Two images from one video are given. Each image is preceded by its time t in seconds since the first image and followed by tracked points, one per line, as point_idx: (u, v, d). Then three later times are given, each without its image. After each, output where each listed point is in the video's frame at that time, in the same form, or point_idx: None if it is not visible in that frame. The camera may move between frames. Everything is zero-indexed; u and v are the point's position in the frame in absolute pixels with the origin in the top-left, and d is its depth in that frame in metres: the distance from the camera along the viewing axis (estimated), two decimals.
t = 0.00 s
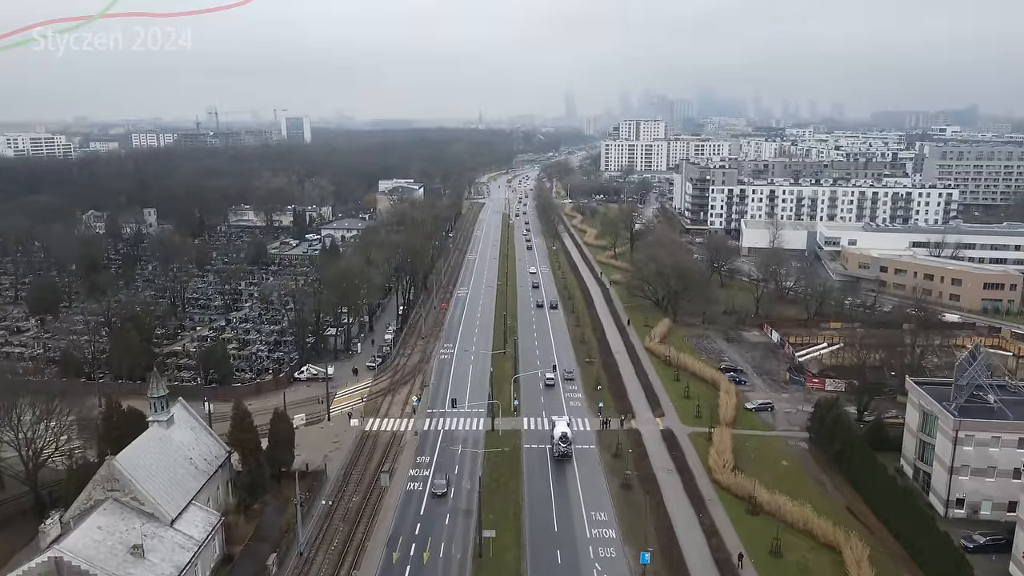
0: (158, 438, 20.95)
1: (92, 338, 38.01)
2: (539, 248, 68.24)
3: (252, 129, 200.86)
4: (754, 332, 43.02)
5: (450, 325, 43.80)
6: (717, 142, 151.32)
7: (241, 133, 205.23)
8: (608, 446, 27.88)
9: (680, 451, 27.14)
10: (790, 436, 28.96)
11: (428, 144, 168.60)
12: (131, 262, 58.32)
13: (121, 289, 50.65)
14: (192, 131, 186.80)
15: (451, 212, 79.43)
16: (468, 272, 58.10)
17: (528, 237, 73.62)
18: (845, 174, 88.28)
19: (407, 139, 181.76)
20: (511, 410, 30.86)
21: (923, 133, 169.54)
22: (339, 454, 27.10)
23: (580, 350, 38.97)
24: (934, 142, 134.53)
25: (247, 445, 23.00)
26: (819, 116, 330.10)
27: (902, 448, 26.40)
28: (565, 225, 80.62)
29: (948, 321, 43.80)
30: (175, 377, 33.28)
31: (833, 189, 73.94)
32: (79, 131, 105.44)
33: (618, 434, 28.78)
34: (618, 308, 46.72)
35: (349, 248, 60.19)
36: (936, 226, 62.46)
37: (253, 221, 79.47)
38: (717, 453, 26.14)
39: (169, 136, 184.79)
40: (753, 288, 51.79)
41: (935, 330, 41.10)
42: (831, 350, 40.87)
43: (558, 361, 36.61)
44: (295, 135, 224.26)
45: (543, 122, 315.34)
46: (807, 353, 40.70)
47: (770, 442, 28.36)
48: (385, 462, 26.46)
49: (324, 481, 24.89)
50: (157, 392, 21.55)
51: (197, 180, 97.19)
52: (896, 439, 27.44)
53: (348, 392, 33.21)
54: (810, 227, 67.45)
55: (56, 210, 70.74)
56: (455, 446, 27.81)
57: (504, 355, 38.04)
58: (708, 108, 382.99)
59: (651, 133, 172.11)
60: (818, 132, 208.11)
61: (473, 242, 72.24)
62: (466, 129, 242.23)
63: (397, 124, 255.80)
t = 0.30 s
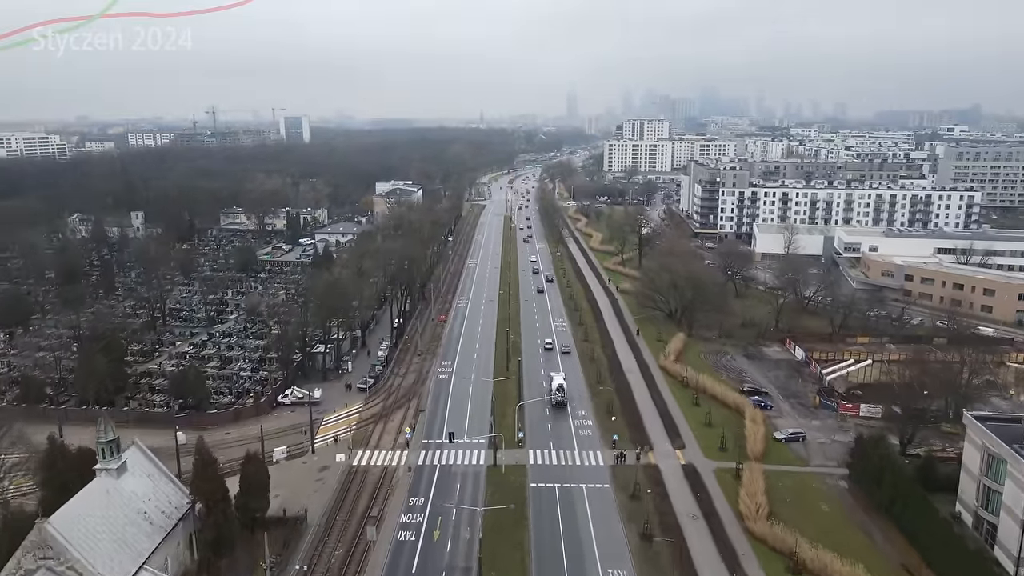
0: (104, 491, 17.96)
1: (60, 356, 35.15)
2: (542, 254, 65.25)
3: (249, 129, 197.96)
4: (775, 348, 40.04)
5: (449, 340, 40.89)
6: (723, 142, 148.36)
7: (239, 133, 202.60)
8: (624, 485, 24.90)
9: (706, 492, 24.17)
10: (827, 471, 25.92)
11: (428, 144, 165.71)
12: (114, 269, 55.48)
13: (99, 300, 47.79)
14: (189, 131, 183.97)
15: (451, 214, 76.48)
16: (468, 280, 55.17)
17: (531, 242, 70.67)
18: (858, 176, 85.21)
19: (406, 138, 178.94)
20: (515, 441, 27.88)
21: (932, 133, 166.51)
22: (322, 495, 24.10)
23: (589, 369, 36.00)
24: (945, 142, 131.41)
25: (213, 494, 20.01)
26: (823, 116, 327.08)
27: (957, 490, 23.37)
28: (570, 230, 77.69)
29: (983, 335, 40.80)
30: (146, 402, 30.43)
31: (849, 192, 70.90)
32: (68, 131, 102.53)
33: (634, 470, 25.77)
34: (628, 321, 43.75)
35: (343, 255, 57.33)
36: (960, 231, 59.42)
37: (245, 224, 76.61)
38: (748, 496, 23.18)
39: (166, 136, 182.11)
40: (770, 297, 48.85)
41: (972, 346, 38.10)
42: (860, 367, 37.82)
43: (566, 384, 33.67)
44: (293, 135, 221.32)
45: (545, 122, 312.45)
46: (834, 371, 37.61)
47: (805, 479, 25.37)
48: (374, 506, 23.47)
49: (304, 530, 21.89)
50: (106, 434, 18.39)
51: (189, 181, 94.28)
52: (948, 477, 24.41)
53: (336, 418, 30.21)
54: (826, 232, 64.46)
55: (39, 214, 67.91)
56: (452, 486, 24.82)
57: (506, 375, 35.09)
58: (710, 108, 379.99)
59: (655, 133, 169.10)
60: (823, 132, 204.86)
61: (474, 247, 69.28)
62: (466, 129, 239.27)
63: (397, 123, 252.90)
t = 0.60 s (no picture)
0: (15, 567, 14.15)
1: (11, 378, 32.06)
2: (542, 260, 62.23)
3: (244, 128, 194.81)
4: (794, 366, 36.97)
5: (441, 358, 37.82)
6: (726, 142, 145.37)
7: (234, 132, 199.54)
8: (636, 536, 21.79)
9: (730, 546, 21.05)
10: (866, 518, 22.81)
11: (425, 143, 162.55)
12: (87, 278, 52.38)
13: (67, 313, 44.67)
14: (182, 131, 180.82)
15: (447, 218, 73.34)
16: (463, 289, 52.16)
17: (531, 248, 67.64)
18: (870, 177, 82.14)
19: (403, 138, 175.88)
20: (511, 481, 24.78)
21: (938, 134, 163.69)
22: (289, 550, 20.97)
23: (592, 392, 32.93)
24: (954, 142, 128.40)
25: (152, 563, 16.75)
26: (825, 116, 324.41)
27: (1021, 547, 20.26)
28: (570, 234, 74.67)
29: (1019, 352, 37.75)
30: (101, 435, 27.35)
31: (862, 194, 67.82)
32: (53, 130, 99.39)
33: (646, 516, 22.70)
34: (634, 337, 40.72)
35: (331, 263, 54.24)
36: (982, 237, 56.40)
37: (232, 228, 73.52)
38: (779, 553, 20.10)
39: (159, 135, 179.04)
40: (784, 308, 45.83)
41: (1010, 365, 35.03)
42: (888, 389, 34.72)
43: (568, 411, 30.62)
44: (289, 134, 218.18)
45: (544, 122, 309.50)
46: (860, 394, 34.42)
47: (841, 527, 22.26)
48: (348, 565, 20.33)
49: None
50: (19, 495, 14.53)
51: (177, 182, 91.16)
52: (1006, 530, 21.33)
53: (312, 453, 27.09)
54: (839, 237, 61.42)
55: (14, 218, 64.79)
56: (439, 537, 21.69)
57: (503, 400, 32.03)
58: (711, 108, 377.15)
59: (657, 133, 166.05)
60: (827, 131, 201.88)
61: (470, 253, 66.18)
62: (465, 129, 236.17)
63: (395, 123, 249.82)
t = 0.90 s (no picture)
0: None
1: None
2: (541, 267, 59.09)
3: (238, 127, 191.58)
4: (816, 388, 33.79)
5: (430, 378, 34.70)
6: (728, 142, 142.23)
7: (228, 131, 196.17)
8: None
9: None
10: None
11: (421, 143, 159.24)
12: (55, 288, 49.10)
13: (29, 328, 41.44)
14: (174, 131, 177.49)
15: (440, 221, 70.01)
16: (457, 299, 48.98)
17: (529, 253, 64.39)
18: (881, 178, 79.05)
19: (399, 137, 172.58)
20: (505, 534, 21.63)
21: (944, 134, 160.84)
22: None
23: (597, 422, 29.82)
24: (962, 142, 125.44)
25: None
26: (826, 115, 321.64)
27: None
28: (571, 239, 71.44)
29: None
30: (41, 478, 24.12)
31: (876, 197, 64.64)
32: (35, 130, 96.03)
33: None
34: (641, 354, 37.57)
35: (316, 271, 50.96)
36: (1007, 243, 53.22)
37: (216, 232, 70.21)
38: None
39: (150, 134, 175.52)
40: (801, 322, 42.66)
41: None
42: (921, 415, 31.56)
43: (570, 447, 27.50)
44: (284, 133, 214.78)
45: (544, 121, 306.44)
46: (892, 420, 31.18)
47: None
48: None
49: None
50: None
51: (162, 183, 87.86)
52: None
53: (279, 497, 23.88)
54: (854, 242, 58.28)
55: None
56: None
57: (497, 431, 28.89)
58: (711, 108, 374.27)
59: (658, 132, 162.95)
60: (829, 130, 198.83)
61: (466, 259, 62.89)
62: (462, 128, 233.00)
63: (392, 123, 246.58)
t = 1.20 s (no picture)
0: None
1: None
2: (544, 276, 55.93)
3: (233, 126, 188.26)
4: (849, 415, 30.66)
5: (424, 403, 31.63)
6: (733, 142, 139.04)
7: (222, 131, 192.75)
8: None
9: None
10: None
11: (418, 143, 155.86)
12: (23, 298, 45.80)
13: None
14: (167, 130, 174.03)
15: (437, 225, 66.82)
16: (454, 311, 45.78)
17: (531, 260, 61.25)
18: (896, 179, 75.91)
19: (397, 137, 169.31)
20: None
21: (951, 133, 157.61)
22: None
23: (609, 457, 26.72)
24: (972, 142, 122.38)
25: None
26: (828, 114, 318.45)
27: None
28: (574, 244, 68.28)
29: None
30: None
31: (895, 200, 61.49)
32: (18, 130, 92.70)
33: None
34: (654, 375, 34.42)
35: (304, 283, 47.78)
36: None
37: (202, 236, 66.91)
38: None
39: (143, 134, 171.94)
40: (825, 339, 39.56)
41: None
42: (967, 446, 28.44)
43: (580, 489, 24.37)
44: (280, 132, 211.33)
45: (543, 120, 303.29)
46: (936, 452, 28.05)
47: None
48: None
49: None
50: None
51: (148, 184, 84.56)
52: None
53: (246, 554, 20.63)
54: (874, 249, 55.15)
55: None
56: None
57: (497, 468, 25.77)
58: (711, 107, 371.41)
59: (660, 131, 159.82)
60: (833, 129, 195.82)
61: (464, 266, 59.68)
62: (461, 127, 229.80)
63: (389, 122, 243.33)
